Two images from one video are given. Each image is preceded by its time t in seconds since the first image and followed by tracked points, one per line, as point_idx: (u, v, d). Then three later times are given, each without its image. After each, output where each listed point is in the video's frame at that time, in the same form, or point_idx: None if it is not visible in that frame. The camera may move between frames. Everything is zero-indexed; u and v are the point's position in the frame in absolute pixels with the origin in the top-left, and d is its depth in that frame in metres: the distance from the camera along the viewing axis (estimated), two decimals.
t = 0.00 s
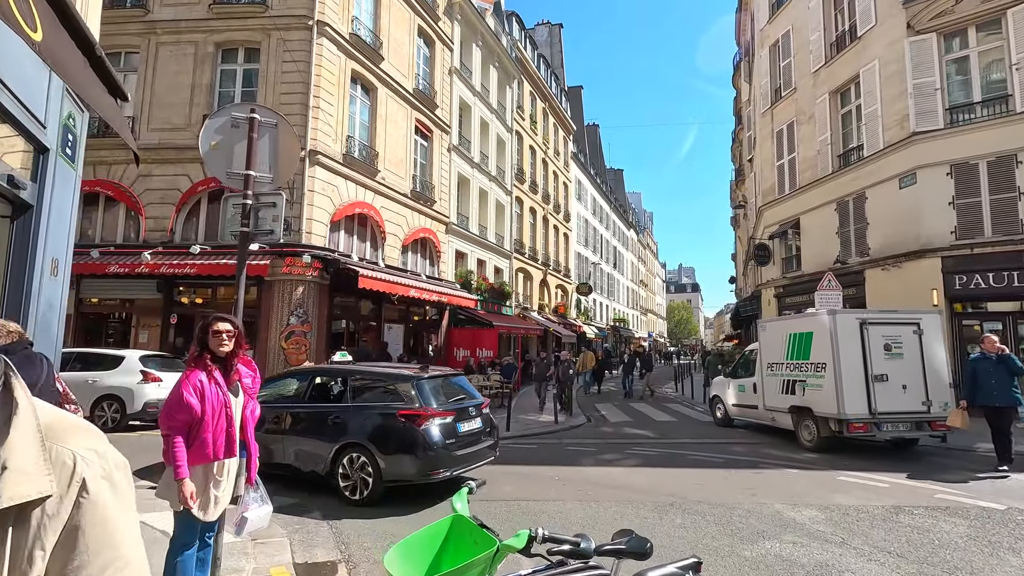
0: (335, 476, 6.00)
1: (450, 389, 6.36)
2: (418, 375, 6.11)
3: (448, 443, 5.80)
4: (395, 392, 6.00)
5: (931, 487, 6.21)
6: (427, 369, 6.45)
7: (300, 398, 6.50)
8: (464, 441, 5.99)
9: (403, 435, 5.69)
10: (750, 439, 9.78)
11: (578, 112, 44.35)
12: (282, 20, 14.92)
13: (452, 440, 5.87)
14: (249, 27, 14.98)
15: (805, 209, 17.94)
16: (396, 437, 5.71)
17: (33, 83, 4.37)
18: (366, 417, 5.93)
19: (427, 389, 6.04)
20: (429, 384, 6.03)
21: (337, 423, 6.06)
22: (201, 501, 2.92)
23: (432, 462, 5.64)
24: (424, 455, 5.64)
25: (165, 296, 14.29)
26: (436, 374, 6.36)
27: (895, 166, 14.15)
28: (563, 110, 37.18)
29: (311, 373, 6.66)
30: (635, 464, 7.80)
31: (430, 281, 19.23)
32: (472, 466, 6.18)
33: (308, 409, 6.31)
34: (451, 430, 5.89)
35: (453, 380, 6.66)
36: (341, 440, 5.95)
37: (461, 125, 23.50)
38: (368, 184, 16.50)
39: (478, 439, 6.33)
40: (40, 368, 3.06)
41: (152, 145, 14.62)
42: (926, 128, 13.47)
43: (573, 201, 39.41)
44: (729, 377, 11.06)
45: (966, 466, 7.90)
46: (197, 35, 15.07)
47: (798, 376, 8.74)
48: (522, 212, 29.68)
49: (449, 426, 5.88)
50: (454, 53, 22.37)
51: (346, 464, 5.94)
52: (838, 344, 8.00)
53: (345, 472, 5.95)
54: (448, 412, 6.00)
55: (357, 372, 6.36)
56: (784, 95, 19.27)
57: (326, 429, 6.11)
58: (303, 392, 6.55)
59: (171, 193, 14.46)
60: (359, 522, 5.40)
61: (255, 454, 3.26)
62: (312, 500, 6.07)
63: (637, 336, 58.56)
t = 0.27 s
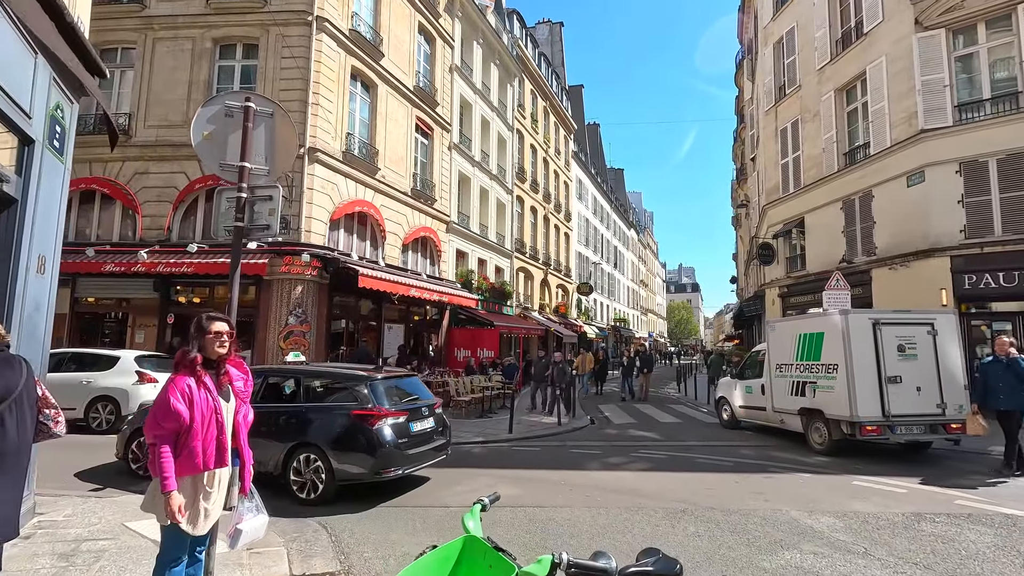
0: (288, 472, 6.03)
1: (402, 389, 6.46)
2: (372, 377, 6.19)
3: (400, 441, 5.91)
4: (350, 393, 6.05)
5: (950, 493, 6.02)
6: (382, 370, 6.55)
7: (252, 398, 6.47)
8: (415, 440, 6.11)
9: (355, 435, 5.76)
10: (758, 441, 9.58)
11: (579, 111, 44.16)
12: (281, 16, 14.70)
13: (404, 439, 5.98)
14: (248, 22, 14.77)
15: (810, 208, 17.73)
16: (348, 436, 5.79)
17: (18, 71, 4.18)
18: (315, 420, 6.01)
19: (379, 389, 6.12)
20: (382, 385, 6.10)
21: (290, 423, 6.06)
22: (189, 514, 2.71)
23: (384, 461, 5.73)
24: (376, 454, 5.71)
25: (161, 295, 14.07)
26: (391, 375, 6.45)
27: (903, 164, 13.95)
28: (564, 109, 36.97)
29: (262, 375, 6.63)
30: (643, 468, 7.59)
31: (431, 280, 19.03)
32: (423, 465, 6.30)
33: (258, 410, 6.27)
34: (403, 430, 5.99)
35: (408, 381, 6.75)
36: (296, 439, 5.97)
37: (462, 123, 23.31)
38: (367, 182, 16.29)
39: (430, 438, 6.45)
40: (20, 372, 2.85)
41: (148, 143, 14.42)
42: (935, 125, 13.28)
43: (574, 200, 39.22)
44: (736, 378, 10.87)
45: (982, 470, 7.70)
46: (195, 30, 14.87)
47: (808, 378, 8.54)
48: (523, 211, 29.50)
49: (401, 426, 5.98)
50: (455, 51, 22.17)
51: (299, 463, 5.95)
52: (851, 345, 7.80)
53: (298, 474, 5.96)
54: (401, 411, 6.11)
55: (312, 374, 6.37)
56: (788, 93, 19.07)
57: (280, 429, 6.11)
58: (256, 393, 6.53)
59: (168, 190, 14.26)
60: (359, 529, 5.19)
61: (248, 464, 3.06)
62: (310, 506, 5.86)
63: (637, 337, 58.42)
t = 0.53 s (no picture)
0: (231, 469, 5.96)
1: (351, 387, 6.45)
2: (320, 375, 6.15)
3: (348, 439, 5.93)
4: (296, 392, 6.01)
5: (971, 496, 5.79)
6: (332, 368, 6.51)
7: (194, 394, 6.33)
8: (362, 437, 6.14)
9: (302, 433, 5.73)
10: (767, 441, 9.35)
11: (579, 110, 43.95)
12: (279, 8, 14.45)
13: (350, 436, 6.00)
14: (245, 15, 14.53)
15: (815, 205, 17.50)
16: (294, 434, 5.76)
17: None
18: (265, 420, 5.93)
19: (326, 387, 6.09)
20: (329, 383, 6.07)
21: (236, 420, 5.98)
22: (159, 522, 2.47)
23: (331, 459, 5.73)
24: (322, 452, 5.71)
25: (157, 292, 13.82)
26: (340, 373, 6.44)
27: (911, 159, 13.72)
28: (564, 107, 36.74)
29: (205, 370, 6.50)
30: (650, 469, 7.35)
31: (431, 278, 18.80)
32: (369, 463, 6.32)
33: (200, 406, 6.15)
34: (350, 428, 6.00)
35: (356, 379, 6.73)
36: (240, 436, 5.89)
37: (463, 120, 23.08)
38: (367, 178, 16.06)
39: (378, 434, 6.50)
40: None
41: (144, 137, 14.17)
42: (944, 120, 13.06)
43: (574, 199, 39.02)
44: (743, 377, 10.64)
45: (999, 472, 7.47)
46: (191, 23, 14.63)
47: (819, 377, 8.31)
48: (523, 209, 29.27)
49: (348, 425, 5.98)
50: (455, 47, 21.94)
51: (244, 461, 5.89)
52: (864, 342, 7.58)
53: (242, 470, 5.91)
54: (348, 410, 6.11)
55: (258, 371, 6.28)
56: (792, 89, 18.84)
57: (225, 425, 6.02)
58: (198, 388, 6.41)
59: (164, 186, 14.02)
60: (357, 533, 4.96)
61: (229, 469, 2.80)
62: (305, 509, 5.61)
63: (637, 336, 58.25)
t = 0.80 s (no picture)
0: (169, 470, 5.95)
1: (294, 387, 6.52)
2: (262, 376, 6.19)
3: (291, 439, 6.03)
4: (237, 393, 6.05)
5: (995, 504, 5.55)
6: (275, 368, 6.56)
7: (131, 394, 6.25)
8: (305, 436, 6.25)
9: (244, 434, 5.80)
10: (776, 445, 9.11)
11: (580, 108, 43.70)
12: (276, 2, 14.19)
13: (294, 436, 6.11)
14: (242, 10, 14.28)
15: (821, 203, 17.23)
16: (236, 435, 5.81)
17: None
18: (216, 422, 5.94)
19: (269, 387, 6.18)
20: (271, 384, 6.13)
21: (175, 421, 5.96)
22: (108, 555, 2.16)
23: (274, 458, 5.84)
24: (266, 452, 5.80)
25: (152, 292, 13.55)
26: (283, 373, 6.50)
27: (919, 157, 13.48)
28: (565, 105, 36.49)
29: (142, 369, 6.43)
30: (658, 475, 7.10)
31: (431, 277, 18.55)
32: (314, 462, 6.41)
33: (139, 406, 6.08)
34: (292, 428, 6.09)
35: (299, 379, 6.79)
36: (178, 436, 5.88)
37: (463, 117, 22.83)
38: (366, 176, 15.81)
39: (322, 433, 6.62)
40: None
41: (139, 134, 13.92)
42: (954, 117, 12.82)
43: (575, 198, 38.79)
44: (751, 379, 10.39)
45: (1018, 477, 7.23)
46: (187, 18, 14.37)
47: (831, 378, 8.07)
48: (524, 208, 29.02)
49: (291, 424, 6.07)
50: (456, 43, 21.69)
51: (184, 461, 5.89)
52: (879, 343, 7.34)
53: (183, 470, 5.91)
54: (291, 410, 6.19)
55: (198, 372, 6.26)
56: (797, 86, 18.58)
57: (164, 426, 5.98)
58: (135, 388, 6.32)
59: (159, 183, 13.78)
60: (354, 544, 4.71)
61: (206, 495, 2.43)
62: (300, 519, 5.36)
63: (638, 336, 58.04)
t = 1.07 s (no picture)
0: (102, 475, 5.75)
1: (236, 387, 6.38)
2: (201, 376, 6.05)
3: (233, 438, 5.90)
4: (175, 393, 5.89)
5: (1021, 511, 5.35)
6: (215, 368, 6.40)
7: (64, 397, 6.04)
8: (249, 435, 6.12)
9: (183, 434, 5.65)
10: (786, 448, 8.91)
11: (581, 107, 43.51)
12: None
13: (237, 435, 5.98)
14: (242, 5, 14.07)
15: (826, 202, 17.04)
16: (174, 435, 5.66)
17: None
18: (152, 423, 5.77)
19: (210, 386, 6.04)
20: (211, 383, 5.99)
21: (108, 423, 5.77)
22: None
23: (215, 458, 5.69)
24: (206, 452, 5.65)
25: (149, 291, 13.35)
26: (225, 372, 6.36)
27: (928, 154, 13.29)
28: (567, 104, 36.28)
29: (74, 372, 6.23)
30: (668, 479, 6.91)
31: (432, 276, 18.34)
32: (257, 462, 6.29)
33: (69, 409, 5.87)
34: (234, 427, 5.95)
35: (242, 379, 6.64)
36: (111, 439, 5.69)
37: (464, 115, 22.62)
38: (367, 174, 15.61)
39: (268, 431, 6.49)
40: None
41: (136, 131, 13.72)
42: (964, 113, 12.62)
43: (577, 197, 38.60)
44: (760, 380, 10.19)
45: None
46: (185, 13, 14.17)
47: (844, 380, 7.87)
48: (525, 207, 28.81)
49: (233, 424, 5.94)
50: (457, 40, 21.49)
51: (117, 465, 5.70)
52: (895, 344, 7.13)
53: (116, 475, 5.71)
54: (234, 408, 6.05)
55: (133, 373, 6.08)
56: (803, 83, 18.37)
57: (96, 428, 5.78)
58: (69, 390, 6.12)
59: (157, 181, 13.57)
60: (357, 554, 4.51)
61: (174, 526, 2.13)
62: (300, 526, 5.16)
63: (639, 336, 57.85)
